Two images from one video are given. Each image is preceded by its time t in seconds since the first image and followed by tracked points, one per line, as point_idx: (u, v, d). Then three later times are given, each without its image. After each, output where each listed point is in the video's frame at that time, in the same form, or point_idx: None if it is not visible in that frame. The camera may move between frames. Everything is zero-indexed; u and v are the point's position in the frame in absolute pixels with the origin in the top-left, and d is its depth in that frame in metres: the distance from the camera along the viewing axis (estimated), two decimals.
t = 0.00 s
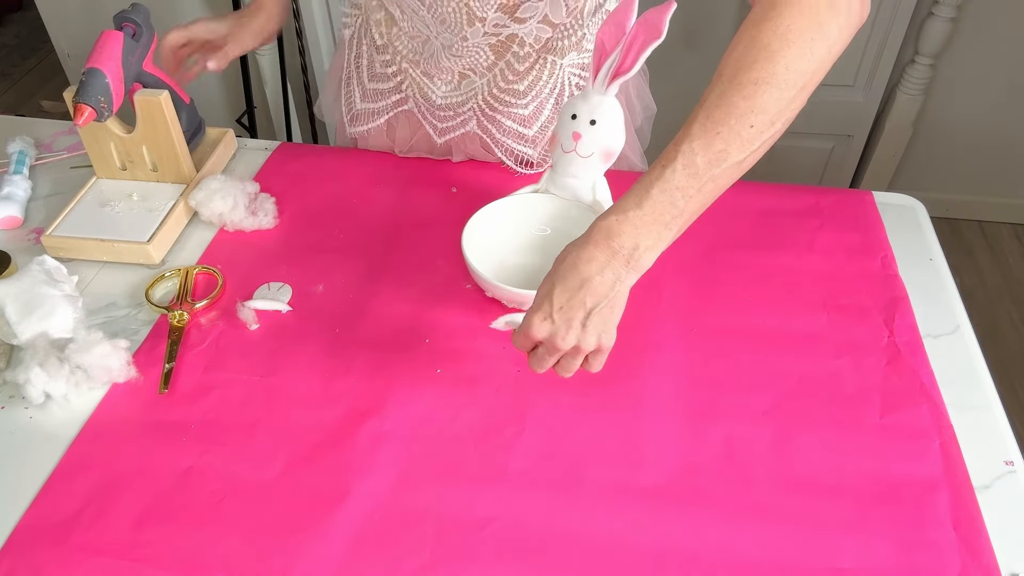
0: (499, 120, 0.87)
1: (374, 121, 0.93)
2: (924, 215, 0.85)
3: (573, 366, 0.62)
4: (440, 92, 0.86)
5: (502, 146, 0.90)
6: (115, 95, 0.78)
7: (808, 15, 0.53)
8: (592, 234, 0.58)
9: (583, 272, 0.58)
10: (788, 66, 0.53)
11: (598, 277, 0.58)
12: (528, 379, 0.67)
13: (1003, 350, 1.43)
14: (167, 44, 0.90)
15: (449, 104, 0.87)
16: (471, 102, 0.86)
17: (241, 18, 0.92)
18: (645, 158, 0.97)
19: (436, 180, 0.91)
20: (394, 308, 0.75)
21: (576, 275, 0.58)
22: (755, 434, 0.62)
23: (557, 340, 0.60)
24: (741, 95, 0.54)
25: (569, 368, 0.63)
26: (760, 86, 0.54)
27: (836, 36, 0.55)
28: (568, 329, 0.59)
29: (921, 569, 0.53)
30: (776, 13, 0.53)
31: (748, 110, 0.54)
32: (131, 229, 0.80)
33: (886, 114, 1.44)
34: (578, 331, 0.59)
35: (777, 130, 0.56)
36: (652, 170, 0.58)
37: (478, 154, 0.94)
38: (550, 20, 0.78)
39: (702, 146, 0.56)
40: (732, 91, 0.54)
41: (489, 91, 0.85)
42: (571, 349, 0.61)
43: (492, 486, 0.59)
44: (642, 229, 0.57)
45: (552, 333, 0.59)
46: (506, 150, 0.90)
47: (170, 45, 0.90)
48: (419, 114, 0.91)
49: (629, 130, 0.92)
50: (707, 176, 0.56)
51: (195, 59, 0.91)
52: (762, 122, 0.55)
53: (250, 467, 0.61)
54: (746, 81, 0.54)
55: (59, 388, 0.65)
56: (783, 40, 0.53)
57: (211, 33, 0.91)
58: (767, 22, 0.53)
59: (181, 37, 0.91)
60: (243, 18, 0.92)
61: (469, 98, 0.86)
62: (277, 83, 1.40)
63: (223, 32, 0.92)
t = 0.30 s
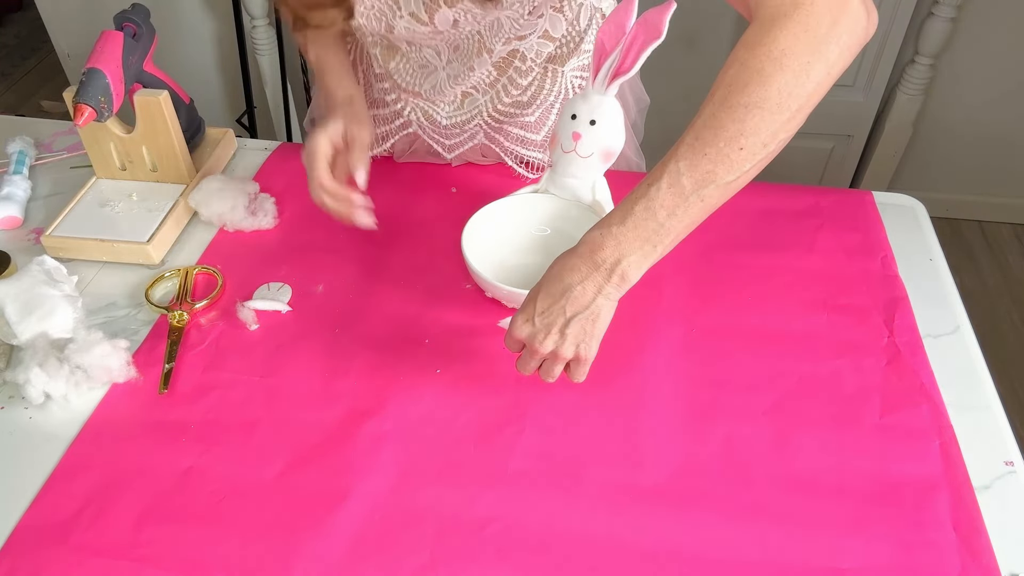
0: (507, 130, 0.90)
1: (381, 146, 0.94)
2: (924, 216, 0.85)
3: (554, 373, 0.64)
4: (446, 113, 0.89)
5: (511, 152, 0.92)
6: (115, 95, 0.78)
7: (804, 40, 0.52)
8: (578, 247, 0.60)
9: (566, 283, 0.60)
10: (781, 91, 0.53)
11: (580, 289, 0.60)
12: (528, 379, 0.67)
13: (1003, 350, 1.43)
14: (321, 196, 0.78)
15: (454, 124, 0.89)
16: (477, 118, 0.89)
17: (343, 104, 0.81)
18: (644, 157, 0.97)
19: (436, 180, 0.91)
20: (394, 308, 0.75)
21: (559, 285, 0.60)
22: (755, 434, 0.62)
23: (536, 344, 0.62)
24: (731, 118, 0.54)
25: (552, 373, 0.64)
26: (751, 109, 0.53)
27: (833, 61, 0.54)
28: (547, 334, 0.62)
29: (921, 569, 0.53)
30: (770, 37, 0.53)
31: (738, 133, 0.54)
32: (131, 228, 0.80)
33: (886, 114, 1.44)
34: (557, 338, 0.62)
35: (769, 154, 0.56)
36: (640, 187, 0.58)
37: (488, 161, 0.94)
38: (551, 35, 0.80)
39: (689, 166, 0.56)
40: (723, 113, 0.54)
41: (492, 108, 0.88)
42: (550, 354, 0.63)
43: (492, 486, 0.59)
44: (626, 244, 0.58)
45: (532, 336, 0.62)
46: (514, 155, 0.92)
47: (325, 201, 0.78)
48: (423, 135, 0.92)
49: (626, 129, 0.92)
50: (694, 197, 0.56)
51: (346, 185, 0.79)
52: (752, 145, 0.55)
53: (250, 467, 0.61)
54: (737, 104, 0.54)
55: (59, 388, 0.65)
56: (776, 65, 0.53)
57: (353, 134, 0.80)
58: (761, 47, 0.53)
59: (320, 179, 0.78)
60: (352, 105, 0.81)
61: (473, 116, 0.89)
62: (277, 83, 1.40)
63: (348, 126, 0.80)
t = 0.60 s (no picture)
0: (507, 140, 0.90)
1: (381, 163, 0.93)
2: (924, 216, 0.84)
3: (554, 379, 0.65)
4: (445, 132, 0.89)
5: (514, 159, 0.91)
6: (115, 95, 0.78)
7: (805, 69, 0.51)
8: (581, 265, 0.61)
9: (568, 299, 0.62)
10: (782, 118, 0.53)
11: (582, 306, 0.61)
12: (527, 381, 0.67)
13: (1003, 349, 1.43)
14: (449, 344, 0.68)
15: (455, 140, 0.90)
16: (477, 132, 0.89)
17: (398, 274, 0.72)
18: (639, 151, 0.94)
19: (436, 180, 0.91)
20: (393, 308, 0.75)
21: (562, 302, 0.62)
22: (754, 434, 0.62)
23: (538, 354, 0.64)
24: (732, 145, 0.54)
25: (550, 379, 0.65)
26: (751, 137, 0.54)
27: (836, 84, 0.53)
28: (549, 345, 0.63)
29: (921, 569, 0.53)
30: (771, 66, 0.52)
31: (739, 159, 0.55)
32: (130, 229, 0.79)
33: (886, 114, 1.44)
34: (558, 349, 0.63)
35: (770, 175, 0.56)
36: (641, 209, 0.59)
37: (485, 167, 0.93)
38: (542, 48, 0.80)
39: (690, 191, 0.56)
40: (723, 140, 0.54)
41: (490, 125, 0.88)
42: (551, 363, 0.65)
43: (492, 486, 0.59)
44: (629, 266, 0.59)
45: (534, 347, 0.64)
46: (517, 161, 0.91)
47: (436, 352, 0.69)
48: (428, 154, 0.92)
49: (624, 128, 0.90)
50: (695, 220, 0.57)
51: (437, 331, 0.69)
52: (753, 170, 0.55)
53: (250, 467, 0.60)
54: (737, 132, 0.54)
55: (59, 388, 0.65)
56: (777, 94, 0.52)
57: (421, 290, 0.71)
58: (762, 77, 0.52)
59: (418, 333, 0.68)
60: (382, 252, 0.75)
61: (473, 130, 0.89)
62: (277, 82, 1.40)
63: (413, 286, 0.71)
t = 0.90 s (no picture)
0: (507, 144, 0.90)
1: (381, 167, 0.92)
2: (924, 216, 0.84)
3: (556, 383, 0.65)
4: (444, 138, 0.90)
5: (513, 162, 0.91)
6: (116, 96, 0.78)
7: (808, 75, 0.52)
8: (582, 272, 0.60)
9: (570, 308, 0.60)
10: (786, 125, 0.53)
11: (583, 314, 0.60)
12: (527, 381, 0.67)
13: (1002, 349, 1.43)
14: (467, 344, 0.68)
15: (455, 146, 0.90)
16: (476, 138, 0.89)
17: (412, 282, 0.71)
18: (639, 152, 0.93)
19: (435, 180, 0.91)
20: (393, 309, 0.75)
21: (562, 311, 0.61)
22: (754, 434, 0.62)
23: (539, 359, 0.64)
24: (737, 152, 0.54)
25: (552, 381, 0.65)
26: (757, 143, 0.54)
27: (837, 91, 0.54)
28: (549, 351, 0.63)
29: (921, 569, 0.53)
30: (774, 73, 0.53)
31: (743, 165, 0.55)
32: (130, 229, 0.79)
33: (886, 113, 1.44)
34: (559, 354, 0.63)
35: (772, 182, 0.56)
36: (643, 215, 0.58)
37: (484, 169, 0.93)
38: (540, 54, 0.82)
39: (694, 198, 0.56)
40: (728, 146, 0.55)
41: (490, 130, 0.88)
42: (552, 368, 0.64)
43: (492, 487, 0.59)
44: (633, 274, 0.58)
45: (535, 354, 0.63)
46: (517, 164, 0.91)
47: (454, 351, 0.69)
48: (428, 159, 0.93)
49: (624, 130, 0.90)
50: (698, 226, 0.57)
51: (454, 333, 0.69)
52: (757, 176, 0.55)
53: (250, 467, 0.60)
54: (742, 138, 0.54)
55: (58, 388, 0.65)
56: (781, 100, 0.53)
57: (434, 296, 0.71)
58: (767, 83, 0.53)
59: (435, 339, 0.67)
60: (391, 259, 0.74)
61: (472, 137, 0.89)
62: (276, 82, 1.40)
63: (426, 292, 0.71)
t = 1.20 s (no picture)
0: (507, 144, 0.90)
1: (381, 167, 0.92)
2: (924, 216, 0.85)
3: (555, 377, 0.66)
4: (446, 139, 0.90)
5: (514, 161, 0.92)
6: (116, 96, 0.78)
7: (814, 75, 0.53)
8: (582, 268, 0.61)
9: (570, 304, 0.61)
10: (790, 124, 0.54)
11: (583, 310, 0.61)
12: (527, 382, 0.67)
13: (1002, 348, 1.43)
14: (477, 340, 0.69)
15: (457, 147, 0.90)
16: (478, 140, 0.89)
17: (426, 278, 0.72)
18: (640, 152, 0.94)
19: (435, 180, 0.92)
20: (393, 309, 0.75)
21: (562, 307, 0.62)
22: (754, 434, 0.62)
23: (537, 355, 0.64)
24: (740, 150, 0.55)
25: (551, 376, 0.66)
26: (761, 142, 0.54)
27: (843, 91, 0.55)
28: (548, 347, 0.63)
29: (921, 569, 0.53)
30: (780, 73, 0.53)
31: (746, 164, 0.55)
32: (130, 229, 0.79)
33: (886, 113, 1.44)
34: (559, 350, 0.63)
35: (775, 181, 0.57)
36: (646, 212, 0.59)
37: (484, 169, 0.93)
38: (542, 55, 0.82)
39: (697, 196, 0.57)
40: (731, 145, 0.55)
41: (491, 131, 0.88)
42: (551, 363, 0.65)
43: (492, 487, 0.59)
44: (633, 270, 0.59)
45: (535, 349, 0.64)
46: (518, 163, 0.91)
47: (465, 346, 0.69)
48: (429, 161, 0.93)
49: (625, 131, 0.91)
50: (700, 224, 0.57)
51: (465, 329, 0.69)
52: (759, 175, 0.56)
53: (250, 467, 0.60)
54: (746, 137, 0.54)
55: (58, 388, 0.65)
56: (786, 100, 0.53)
57: (447, 291, 0.71)
58: (772, 83, 0.53)
59: (449, 336, 0.68)
60: (405, 255, 0.74)
61: (474, 138, 0.89)
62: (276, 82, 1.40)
63: (440, 287, 0.71)
